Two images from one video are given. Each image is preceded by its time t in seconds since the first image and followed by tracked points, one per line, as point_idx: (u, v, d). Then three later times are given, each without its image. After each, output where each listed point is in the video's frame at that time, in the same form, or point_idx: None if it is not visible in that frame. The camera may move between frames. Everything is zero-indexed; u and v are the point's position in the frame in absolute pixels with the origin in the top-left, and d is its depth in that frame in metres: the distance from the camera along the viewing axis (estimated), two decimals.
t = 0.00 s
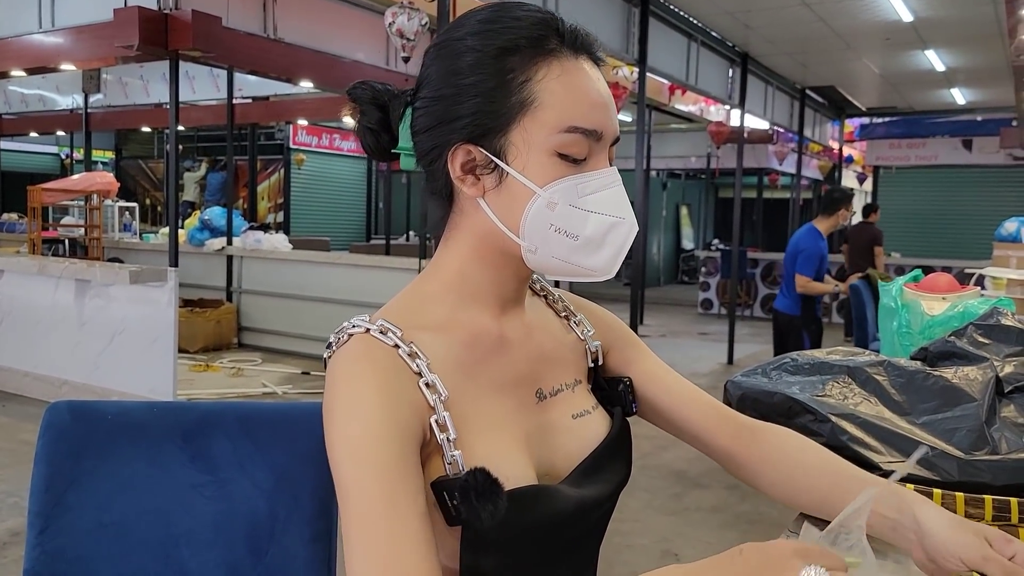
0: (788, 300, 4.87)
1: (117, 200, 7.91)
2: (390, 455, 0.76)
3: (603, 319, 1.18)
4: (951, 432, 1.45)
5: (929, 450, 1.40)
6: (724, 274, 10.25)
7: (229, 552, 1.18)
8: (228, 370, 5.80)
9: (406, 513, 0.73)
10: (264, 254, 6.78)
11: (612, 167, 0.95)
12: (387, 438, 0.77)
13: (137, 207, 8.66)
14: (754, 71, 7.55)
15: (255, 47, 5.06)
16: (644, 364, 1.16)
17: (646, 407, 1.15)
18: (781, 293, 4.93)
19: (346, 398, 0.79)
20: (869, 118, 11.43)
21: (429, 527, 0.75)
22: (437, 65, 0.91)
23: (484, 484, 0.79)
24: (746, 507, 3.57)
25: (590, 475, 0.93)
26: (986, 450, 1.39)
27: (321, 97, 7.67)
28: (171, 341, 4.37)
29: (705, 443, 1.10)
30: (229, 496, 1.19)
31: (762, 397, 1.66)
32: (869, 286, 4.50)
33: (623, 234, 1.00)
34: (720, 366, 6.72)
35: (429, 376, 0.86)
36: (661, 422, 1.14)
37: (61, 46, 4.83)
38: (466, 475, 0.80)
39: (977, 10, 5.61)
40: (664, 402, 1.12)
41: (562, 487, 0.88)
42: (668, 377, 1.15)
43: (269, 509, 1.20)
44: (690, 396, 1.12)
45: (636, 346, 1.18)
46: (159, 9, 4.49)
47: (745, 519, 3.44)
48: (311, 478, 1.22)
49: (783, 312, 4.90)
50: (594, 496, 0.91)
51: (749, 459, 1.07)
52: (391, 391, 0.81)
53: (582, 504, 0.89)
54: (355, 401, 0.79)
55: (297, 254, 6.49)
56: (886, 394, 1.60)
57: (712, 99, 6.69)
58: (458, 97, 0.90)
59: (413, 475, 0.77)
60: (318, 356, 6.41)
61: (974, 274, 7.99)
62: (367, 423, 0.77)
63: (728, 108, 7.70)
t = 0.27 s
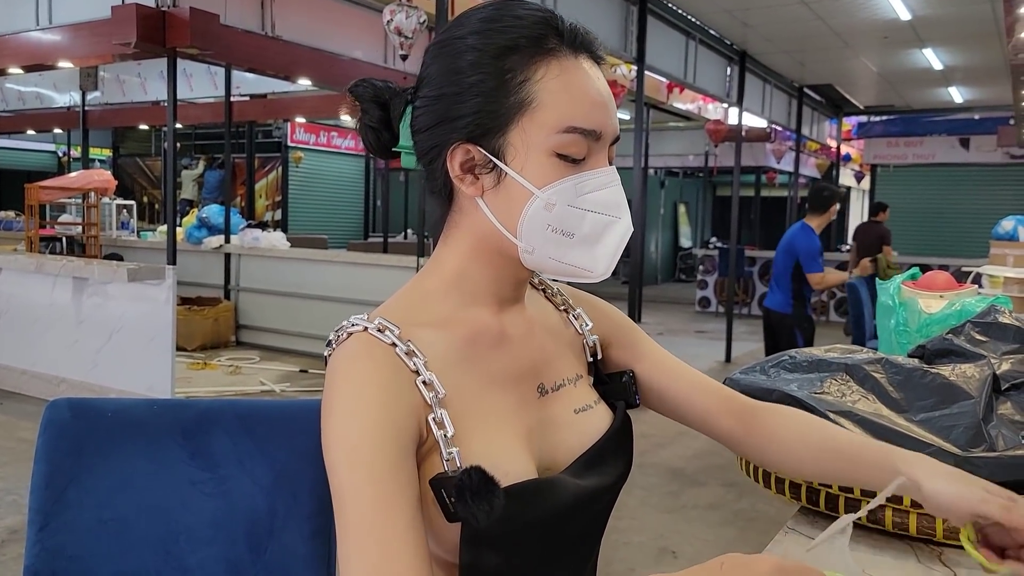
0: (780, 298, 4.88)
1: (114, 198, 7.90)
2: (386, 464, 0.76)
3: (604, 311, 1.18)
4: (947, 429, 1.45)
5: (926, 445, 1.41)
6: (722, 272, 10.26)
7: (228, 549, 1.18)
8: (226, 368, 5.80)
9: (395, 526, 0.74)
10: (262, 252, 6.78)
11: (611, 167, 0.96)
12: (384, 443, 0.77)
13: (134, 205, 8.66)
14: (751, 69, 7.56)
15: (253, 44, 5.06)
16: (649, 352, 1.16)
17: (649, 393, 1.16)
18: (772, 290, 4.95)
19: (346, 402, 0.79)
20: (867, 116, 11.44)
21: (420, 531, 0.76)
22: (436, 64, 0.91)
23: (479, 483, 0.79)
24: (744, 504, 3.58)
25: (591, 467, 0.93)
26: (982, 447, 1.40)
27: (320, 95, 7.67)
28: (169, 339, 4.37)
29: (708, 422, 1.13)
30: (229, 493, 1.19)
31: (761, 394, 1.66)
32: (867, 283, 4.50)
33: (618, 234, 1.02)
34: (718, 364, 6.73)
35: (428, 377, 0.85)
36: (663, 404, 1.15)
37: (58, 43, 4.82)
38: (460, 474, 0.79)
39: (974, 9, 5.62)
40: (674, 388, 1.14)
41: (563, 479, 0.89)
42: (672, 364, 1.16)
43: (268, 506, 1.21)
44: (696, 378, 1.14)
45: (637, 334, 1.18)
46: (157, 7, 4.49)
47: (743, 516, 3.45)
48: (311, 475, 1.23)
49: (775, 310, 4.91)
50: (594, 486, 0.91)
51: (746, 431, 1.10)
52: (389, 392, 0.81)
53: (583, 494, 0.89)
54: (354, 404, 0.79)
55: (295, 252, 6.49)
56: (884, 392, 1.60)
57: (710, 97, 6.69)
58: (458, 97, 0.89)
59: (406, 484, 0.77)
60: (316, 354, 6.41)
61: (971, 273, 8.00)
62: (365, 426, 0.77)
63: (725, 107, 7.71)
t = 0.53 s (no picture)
0: (778, 296, 4.86)
1: (112, 196, 7.89)
2: (383, 460, 0.77)
3: (598, 309, 1.18)
4: (945, 426, 1.46)
5: (924, 444, 1.43)
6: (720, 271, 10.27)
7: (228, 546, 1.18)
8: (224, 365, 5.80)
9: (389, 524, 0.74)
10: (260, 250, 6.78)
11: (601, 162, 0.96)
12: (377, 440, 0.78)
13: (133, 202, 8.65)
14: (750, 67, 7.56)
15: (251, 42, 5.05)
16: (640, 352, 1.16)
17: (643, 394, 1.15)
18: (769, 288, 4.92)
19: (340, 402, 0.79)
20: (865, 114, 11.45)
21: (416, 527, 0.76)
22: (422, 64, 0.91)
23: (484, 476, 0.79)
24: (742, 502, 3.58)
25: (589, 461, 0.94)
26: (980, 443, 1.41)
27: (319, 92, 7.66)
28: (167, 336, 4.37)
29: (694, 420, 1.11)
30: (229, 490, 1.19)
31: (759, 393, 1.66)
32: (864, 281, 4.50)
33: (610, 232, 1.01)
34: (716, 362, 6.74)
35: (421, 375, 0.86)
36: (656, 406, 1.15)
37: (57, 40, 4.81)
38: (465, 467, 0.80)
39: (973, 8, 5.62)
40: (669, 390, 1.13)
41: (561, 470, 0.89)
42: (666, 363, 1.16)
43: (268, 503, 1.21)
44: (686, 377, 1.14)
45: (629, 332, 1.18)
46: (156, 3, 4.48)
47: (740, 514, 3.45)
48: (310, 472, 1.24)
49: (775, 308, 4.89)
50: (591, 479, 0.91)
51: (729, 434, 1.08)
52: (382, 389, 0.81)
53: (581, 487, 0.90)
54: (348, 404, 0.79)
55: (293, 250, 6.49)
56: (882, 389, 1.60)
57: (708, 95, 6.69)
58: (443, 96, 0.90)
59: (400, 483, 0.77)
60: (315, 351, 6.41)
61: (969, 271, 8.01)
62: (359, 424, 0.78)
63: (724, 105, 7.71)
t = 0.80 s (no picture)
0: (784, 297, 5.08)
1: (108, 194, 7.88)
2: (367, 471, 0.76)
3: (590, 308, 1.18)
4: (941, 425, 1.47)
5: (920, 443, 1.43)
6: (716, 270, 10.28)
7: (224, 546, 1.17)
8: (220, 365, 5.78)
9: (375, 533, 0.74)
10: (256, 248, 6.77)
11: (595, 151, 0.96)
12: (367, 448, 0.77)
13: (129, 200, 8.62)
14: (746, 67, 7.56)
15: (247, 40, 5.04)
16: (631, 359, 1.16)
17: (637, 402, 1.15)
18: (771, 289, 5.13)
19: (332, 409, 0.79)
20: (861, 114, 11.47)
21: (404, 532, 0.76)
22: (410, 62, 0.91)
23: (472, 496, 0.79)
24: (738, 502, 3.59)
25: (580, 467, 0.93)
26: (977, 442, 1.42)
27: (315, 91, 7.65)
28: (163, 335, 4.36)
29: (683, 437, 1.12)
30: (225, 490, 1.19)
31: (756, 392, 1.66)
32: (860, 280, 4.49)
33: (608, 226, 1.01)
34: (712, 361, 6.74)
35: (414, 383, 0.85)
36: (650, 419, 1.15)
37: (53, 38, 4.80)
38: (452, 486, 0.79)
39: (969, 8, 5.63)
40: (656, 400, 1.13)
41: (552, 477, 0.89)
42: (656, 375, 1.15)
43: (264, 503, 1.20)
44: (677, 392, 1.14)
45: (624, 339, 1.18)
46: (152, 1, 4.47)
47: (736, 513, 3.46)
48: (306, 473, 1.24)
49: (776, 307, 5.12)
50: (584, 487, 0.91)
51: (720, 452, 1.09)
52: (371, 395, 0.81)
53: (573, 494, 0.89)
54: (339, 411, 0.79)
55: (289, 248, 6.48)
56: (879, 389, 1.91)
57: (705, 94, 6.69)
58: (433, 93, 0.90)
59: (386, 488, 0.77)
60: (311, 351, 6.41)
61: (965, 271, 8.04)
62: (350, 429, 0.78)
63: (720, 104, 7.71)
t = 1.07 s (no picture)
0: (790, 293, 5.13)
1: (106, 193, 7.87)
2: (338, 484, 0.78)
3: (587, 314, 1.18)
4: (937, 426, 1.48)
5: (915, 444, 1.44)
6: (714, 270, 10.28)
7: (221, 545, 1.18)
8: (218, 364, 5.78)
9: (341, 537, 0.77)
10: (254, 248, 6.76)
11: (600, 155, 0.96)
12: (343, 460, 0.79)
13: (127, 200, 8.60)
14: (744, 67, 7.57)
15: (244, 40, 5.04)
16: (629, 379, 1.15)
17: (630, 419, 1.14)
18: (776, 286, 5.17)
19: (303, 421, 0.81)
20: (859, 114, 11.48)
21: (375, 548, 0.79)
22: (412, 59, 0.91)
23: (449, 507, 0.80)
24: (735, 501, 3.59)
25: (570, 483, 0.93)
26: (972, 443, 1.43)
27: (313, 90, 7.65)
28: (161, 335, 4.36)
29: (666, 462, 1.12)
30: (221, 489, 1.19)
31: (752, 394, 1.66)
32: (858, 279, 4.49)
33: (612, 231, 1.01)
34: (710, 361, 6.75)
35: (392, 392, 0.86)
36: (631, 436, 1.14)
37: (50, 37, 4.80)
38: (429, 496, 0.80)
39: (967, 8, 5.64)
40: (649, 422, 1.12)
41: (540, 492, 0.89)
42: (651, 394, 1.14)
43: (261, 502, 1.21)
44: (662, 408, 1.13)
45: (621, 351, 1.17)
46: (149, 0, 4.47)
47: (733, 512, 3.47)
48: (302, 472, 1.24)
49: (781, 304, 5.15)
50: (572, 503, 0.91)
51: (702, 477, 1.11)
52: (350, 401, 0.82)
53: (560, 510, 0.89)
54: (310, 421, 0.81)
55: (287, 248, 6.49)
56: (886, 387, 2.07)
57: (702, 94, 6.70)
58: (435, 90, 0.90)
59: (356, 491, 0.79)
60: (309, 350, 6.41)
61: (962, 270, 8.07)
62: (321, 439, 0.79)
63: (718, 104, 7.72)
